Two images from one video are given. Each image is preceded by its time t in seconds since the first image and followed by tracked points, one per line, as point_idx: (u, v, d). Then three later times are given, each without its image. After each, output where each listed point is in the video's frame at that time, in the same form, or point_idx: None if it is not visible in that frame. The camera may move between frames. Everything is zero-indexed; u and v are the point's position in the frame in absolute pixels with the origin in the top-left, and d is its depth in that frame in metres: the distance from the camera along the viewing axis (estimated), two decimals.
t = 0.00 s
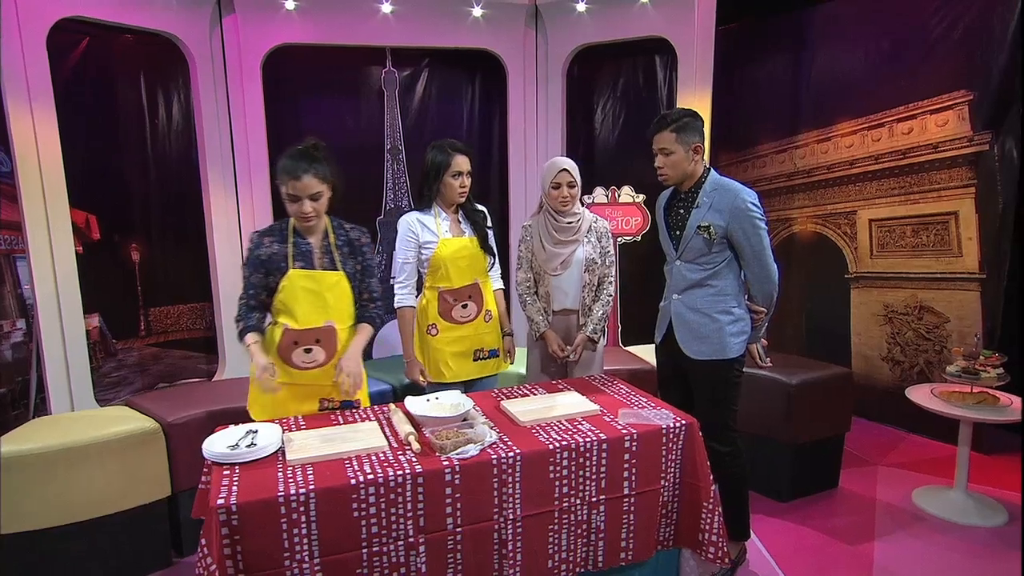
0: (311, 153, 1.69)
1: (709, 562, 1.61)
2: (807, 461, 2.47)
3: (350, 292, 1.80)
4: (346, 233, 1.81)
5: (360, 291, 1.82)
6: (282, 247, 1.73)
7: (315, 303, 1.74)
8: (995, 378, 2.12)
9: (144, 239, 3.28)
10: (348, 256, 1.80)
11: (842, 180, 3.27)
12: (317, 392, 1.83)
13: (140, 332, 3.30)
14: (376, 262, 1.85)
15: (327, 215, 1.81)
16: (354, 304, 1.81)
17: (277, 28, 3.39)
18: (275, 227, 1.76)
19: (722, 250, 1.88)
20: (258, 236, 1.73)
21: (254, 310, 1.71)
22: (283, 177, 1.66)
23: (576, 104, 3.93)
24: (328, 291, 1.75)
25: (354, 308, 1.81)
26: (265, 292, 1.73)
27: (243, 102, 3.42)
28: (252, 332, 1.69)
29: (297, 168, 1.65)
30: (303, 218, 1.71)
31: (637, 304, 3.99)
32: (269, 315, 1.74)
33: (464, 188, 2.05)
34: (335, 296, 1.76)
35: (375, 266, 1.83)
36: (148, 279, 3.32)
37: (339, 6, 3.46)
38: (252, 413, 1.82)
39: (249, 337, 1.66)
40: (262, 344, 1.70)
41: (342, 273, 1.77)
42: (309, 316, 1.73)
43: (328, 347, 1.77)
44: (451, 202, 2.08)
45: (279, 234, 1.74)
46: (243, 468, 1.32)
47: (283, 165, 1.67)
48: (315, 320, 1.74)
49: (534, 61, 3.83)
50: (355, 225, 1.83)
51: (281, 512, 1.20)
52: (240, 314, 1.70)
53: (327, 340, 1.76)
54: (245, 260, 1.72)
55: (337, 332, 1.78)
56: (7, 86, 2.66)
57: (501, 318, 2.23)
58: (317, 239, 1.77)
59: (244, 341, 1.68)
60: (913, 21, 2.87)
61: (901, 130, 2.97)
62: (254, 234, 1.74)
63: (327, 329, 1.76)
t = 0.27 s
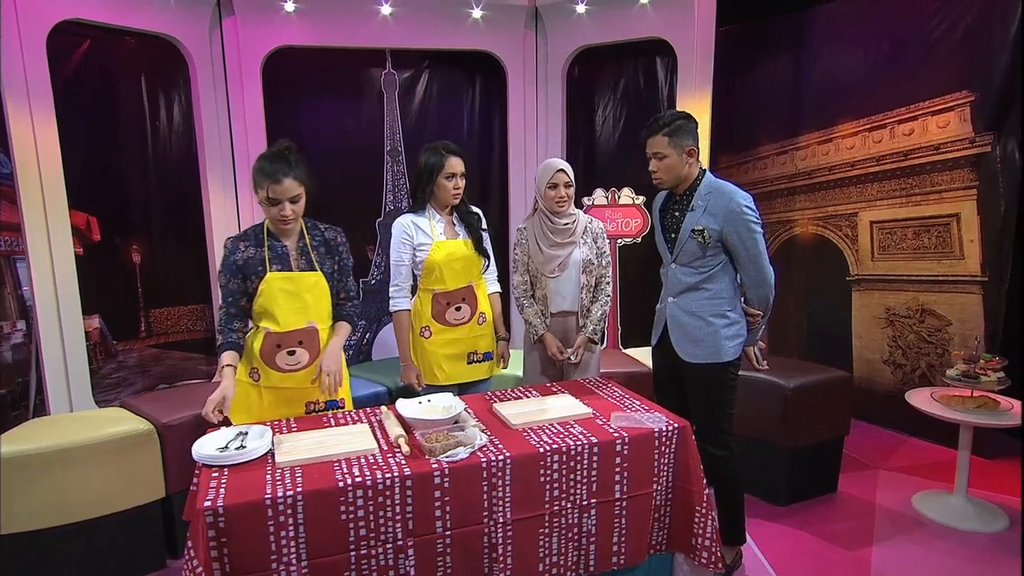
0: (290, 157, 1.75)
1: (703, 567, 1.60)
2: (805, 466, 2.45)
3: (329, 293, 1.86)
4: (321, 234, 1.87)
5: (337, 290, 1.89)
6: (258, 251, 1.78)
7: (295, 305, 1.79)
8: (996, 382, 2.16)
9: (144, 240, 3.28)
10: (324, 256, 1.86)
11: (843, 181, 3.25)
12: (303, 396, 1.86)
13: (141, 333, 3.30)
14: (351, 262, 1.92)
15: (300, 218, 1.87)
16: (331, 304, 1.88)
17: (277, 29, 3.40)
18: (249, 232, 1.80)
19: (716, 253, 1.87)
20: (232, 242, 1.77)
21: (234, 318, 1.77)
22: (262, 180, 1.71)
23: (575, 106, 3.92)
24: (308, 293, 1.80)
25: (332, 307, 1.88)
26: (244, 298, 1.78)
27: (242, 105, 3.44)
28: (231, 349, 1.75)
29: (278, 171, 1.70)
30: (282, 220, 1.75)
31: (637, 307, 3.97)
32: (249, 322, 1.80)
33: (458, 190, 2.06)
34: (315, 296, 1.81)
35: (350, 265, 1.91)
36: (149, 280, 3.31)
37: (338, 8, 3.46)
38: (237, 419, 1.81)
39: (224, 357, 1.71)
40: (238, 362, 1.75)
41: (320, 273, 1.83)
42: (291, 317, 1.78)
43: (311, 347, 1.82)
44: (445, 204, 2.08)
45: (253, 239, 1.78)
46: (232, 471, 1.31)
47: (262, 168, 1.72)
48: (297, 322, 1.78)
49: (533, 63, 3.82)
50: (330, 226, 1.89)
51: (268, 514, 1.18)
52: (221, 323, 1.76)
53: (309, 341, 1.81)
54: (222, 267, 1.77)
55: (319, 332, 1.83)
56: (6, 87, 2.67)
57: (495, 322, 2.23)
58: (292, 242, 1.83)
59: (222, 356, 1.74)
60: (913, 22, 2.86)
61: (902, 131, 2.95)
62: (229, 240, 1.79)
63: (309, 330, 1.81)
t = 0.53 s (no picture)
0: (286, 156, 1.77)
1: (701, 569, 1.59)
2: (809, 469, 2.43)
3: (325, 291, 1.87)
4: (316, 234, 1.90)
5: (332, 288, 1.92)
6: (254, 251, 1.80)
7: (291, 304, 1.80)
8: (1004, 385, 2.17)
9: (152, 240, 3.30)
10: (321, 254, 1.89)
11: (850, 181, 3.22)
12: (300, 395, 1.85)
13: (149, 332, 3.32)
14: (347, 260, 1.95)
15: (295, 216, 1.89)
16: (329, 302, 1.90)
17: (283, 30, 3.41)
18: (244, 232, 1.82)
19: (715, 253, 1.86)
20: (228, 242, 1.79)
21: (234, 318, 1.81)
22: (261, 180, 1.73)
23: (581, 105, 3.89)
24: (304, 291, 1.81)
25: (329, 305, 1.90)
26: (241, 298, 1.81)
27: (249, 107, 3.46)
28: (235, 347, 1.78)
29: (277, 171, 1.72)
30: (280, 219, 1.77)
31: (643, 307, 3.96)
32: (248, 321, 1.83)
33: (458, 190, 2.07)
34: (311, 294, 1.83)
35: (345, 263, 1.94)
36: (157, 279, 3.33)
37: (344, 8, 3.47)
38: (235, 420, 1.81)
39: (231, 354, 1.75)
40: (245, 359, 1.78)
41: (316, 271, 1.85)
42: (289, 315, 1.79)
43: (308, 345, 1.82)
44: (444, 204, 2.09)
45: (248, 238, 1.80)
46: (228, 469, 1.31)
47: (260, 168, 1.73)
48: (294, 319, 1.79)
49: (539, 63, 3.82)
50: (325, 225, 1.92)
51: (263, 514, 1.19)
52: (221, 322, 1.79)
53: (306, 339, 1.81)
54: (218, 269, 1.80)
55: (316, 329, 1.83)
56: (14, 87, 2.69)
57: (495, 323, 2.24)
58: (287, 241, 1.85)
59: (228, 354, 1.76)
60: (921, 20, 2.82)
61: (910, 131, 2.92)
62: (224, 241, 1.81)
63: (306, 328, 1.81)
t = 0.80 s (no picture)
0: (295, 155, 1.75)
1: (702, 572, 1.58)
2: (816, 472, 2.40)
3: (333, 290, 1.88)
4: (325, 232, 1.90)
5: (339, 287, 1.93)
6: (262, 249, 1.80)
7: (298, 302, 1.80)
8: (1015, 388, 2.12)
9: (166, 239, 3.35)
10: (328, 253, 1.90)
11: (863, 181, 3.17)
12: (306, 392, 1.86)
13: (162, 330, 3.37)
14: (355, 260, 1.96)
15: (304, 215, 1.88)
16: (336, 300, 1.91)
17: (293, 31, 3.43)
18: (253, 230, 1.82)
19: (716, 254, 1.85)
20: (237, 239, 1.79)
21: (245, 315, 1.82)
22: (273, 179, 1.71)
23: (591, 105, 3.88)
24: (311, 289, 1.82)
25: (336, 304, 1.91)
26: (251, 295, 1.82)
27: (260, 107, 3.48)
28: (251, 343, 1.78)
29: (288, 170, 1.71)
30: (290, 217, 1.77)
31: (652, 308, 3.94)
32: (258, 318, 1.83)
33: (460, 190, 2.07)
34: (319, 292, 1.83)
35: (352, 262, 1.95)
36: (170, 278, 3.38)
37: (354, 9, 3.48)
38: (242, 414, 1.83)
39: (248, 350, 1.74)
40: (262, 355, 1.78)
41: (324, 269, 1.85)
42: (296, 313, 1.79)
43: (315, 343, 1.83)
44: (446, 204, 2.10)
45: (257, 236, 1.80)
46: (227, 467, 1.32)
47: (269, 167, 1.72)
48: (302, 317, 1.79)
49: (548, 62, 3.80)
50: (333, 224, 1.92)
51: (260, 511, 1.19)
52: (232, 320, 1.80)
53: (313, 337, 1.82)
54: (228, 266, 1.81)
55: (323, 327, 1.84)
56: (29, 89, 2.73)
57: (498, 323, 2.24)
58: (296, 239, 1.84)
59: (244, 351, 1.77)
60: (934, 16, 2.77)
61: (924, 129, 2.87)
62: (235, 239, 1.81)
63: (312, 326, 1.82)
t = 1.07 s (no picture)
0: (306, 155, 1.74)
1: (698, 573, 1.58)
2: (818, 473, 2.38)
3: (341, 291, 1.84)
4: (335, 233, 1.87)
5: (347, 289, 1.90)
6: (272, 247, 1.78)
7: (304, 301, 1.78)
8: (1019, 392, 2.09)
9: (174, 238, 3.38)
10: (338, 254, 1.86)
11: (870, 180, 3.14)
12: (309, 391, 1.83)
13: (170, 328, 3.41)
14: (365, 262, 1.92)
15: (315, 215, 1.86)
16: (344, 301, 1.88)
17: (299, 31, 3.45)
18: (265, 227, 1.81)
19: (712, 254, 1.85)
20: (248, 236, 1.78)
21: (253, 311, 1.78)
22: (285, 178, 1.70)
23: (596, 104, 3.86)
24: (319, 290, 1.79)
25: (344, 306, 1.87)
26: (259, 292, 1.79)
27: (266, 104, 3.51)
28: (259, 338, 1.75)
29: (301, 170, 1.70)
30: (303, 217, 1.75)
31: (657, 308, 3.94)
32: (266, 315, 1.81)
33: (458, 190, 2.08)
34: (325, 292, 1.80)
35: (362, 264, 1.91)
36: (178, 276, 3.42)
37: (361, 9, 3.50)
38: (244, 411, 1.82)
39: (256, 344, 1.72)
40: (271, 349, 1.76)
41: (332, 270, 1.83)
42: (302, 312, 1.77)
43: (319, 343, 1.79)
44: (444, 204, 2.11)
45: (268, 234, 1.79)
46: (222, 464, 1.33)
47: (282, 167, 1.70)
48: (307, 316, 1.77)
49: (553, 61, 3.80)
50: (344, 225, 1.89)
51: (253, 508, 1.20)
52: (239, 315, 1.76)
53: (318, 336, 1.79)
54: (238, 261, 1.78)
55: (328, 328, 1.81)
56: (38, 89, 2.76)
57: (497, 322, 2.25)
58: (307, 239, 1.82)
59: (251, 346, 1.75)
60: (943, 13, 2.73)
61: (932, 128, 2.83)
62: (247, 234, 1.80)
63: (318, 326, 1.79)
